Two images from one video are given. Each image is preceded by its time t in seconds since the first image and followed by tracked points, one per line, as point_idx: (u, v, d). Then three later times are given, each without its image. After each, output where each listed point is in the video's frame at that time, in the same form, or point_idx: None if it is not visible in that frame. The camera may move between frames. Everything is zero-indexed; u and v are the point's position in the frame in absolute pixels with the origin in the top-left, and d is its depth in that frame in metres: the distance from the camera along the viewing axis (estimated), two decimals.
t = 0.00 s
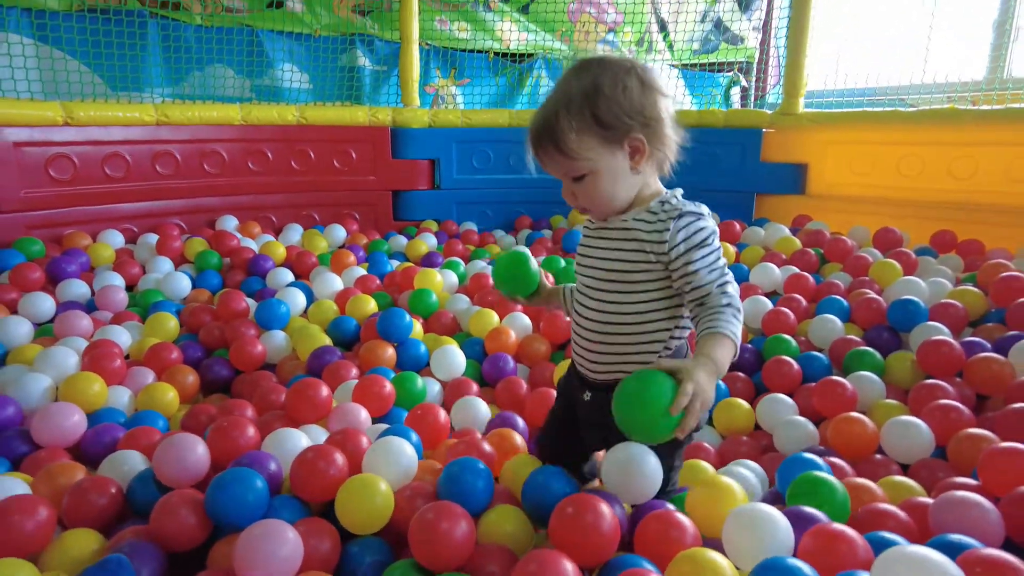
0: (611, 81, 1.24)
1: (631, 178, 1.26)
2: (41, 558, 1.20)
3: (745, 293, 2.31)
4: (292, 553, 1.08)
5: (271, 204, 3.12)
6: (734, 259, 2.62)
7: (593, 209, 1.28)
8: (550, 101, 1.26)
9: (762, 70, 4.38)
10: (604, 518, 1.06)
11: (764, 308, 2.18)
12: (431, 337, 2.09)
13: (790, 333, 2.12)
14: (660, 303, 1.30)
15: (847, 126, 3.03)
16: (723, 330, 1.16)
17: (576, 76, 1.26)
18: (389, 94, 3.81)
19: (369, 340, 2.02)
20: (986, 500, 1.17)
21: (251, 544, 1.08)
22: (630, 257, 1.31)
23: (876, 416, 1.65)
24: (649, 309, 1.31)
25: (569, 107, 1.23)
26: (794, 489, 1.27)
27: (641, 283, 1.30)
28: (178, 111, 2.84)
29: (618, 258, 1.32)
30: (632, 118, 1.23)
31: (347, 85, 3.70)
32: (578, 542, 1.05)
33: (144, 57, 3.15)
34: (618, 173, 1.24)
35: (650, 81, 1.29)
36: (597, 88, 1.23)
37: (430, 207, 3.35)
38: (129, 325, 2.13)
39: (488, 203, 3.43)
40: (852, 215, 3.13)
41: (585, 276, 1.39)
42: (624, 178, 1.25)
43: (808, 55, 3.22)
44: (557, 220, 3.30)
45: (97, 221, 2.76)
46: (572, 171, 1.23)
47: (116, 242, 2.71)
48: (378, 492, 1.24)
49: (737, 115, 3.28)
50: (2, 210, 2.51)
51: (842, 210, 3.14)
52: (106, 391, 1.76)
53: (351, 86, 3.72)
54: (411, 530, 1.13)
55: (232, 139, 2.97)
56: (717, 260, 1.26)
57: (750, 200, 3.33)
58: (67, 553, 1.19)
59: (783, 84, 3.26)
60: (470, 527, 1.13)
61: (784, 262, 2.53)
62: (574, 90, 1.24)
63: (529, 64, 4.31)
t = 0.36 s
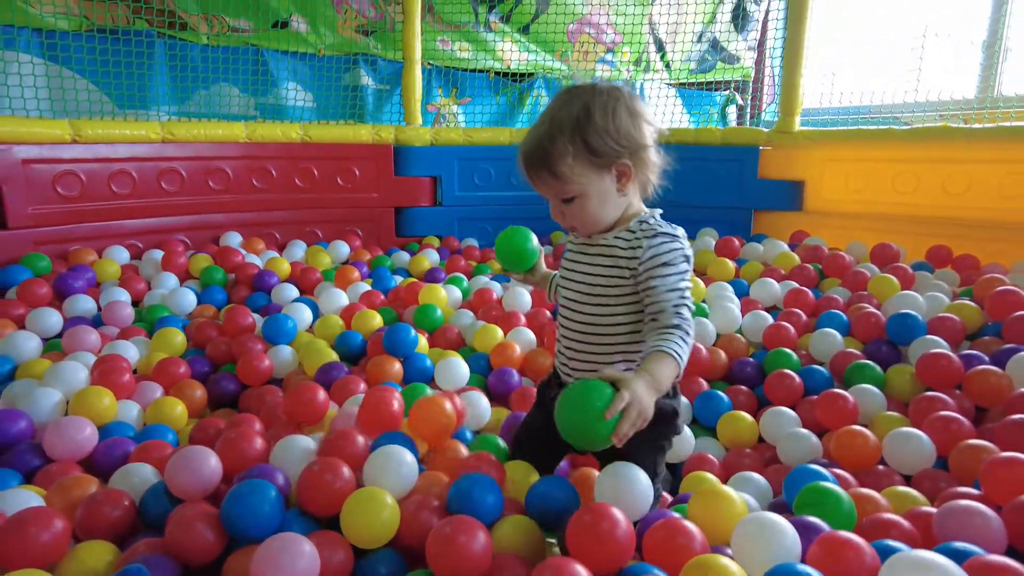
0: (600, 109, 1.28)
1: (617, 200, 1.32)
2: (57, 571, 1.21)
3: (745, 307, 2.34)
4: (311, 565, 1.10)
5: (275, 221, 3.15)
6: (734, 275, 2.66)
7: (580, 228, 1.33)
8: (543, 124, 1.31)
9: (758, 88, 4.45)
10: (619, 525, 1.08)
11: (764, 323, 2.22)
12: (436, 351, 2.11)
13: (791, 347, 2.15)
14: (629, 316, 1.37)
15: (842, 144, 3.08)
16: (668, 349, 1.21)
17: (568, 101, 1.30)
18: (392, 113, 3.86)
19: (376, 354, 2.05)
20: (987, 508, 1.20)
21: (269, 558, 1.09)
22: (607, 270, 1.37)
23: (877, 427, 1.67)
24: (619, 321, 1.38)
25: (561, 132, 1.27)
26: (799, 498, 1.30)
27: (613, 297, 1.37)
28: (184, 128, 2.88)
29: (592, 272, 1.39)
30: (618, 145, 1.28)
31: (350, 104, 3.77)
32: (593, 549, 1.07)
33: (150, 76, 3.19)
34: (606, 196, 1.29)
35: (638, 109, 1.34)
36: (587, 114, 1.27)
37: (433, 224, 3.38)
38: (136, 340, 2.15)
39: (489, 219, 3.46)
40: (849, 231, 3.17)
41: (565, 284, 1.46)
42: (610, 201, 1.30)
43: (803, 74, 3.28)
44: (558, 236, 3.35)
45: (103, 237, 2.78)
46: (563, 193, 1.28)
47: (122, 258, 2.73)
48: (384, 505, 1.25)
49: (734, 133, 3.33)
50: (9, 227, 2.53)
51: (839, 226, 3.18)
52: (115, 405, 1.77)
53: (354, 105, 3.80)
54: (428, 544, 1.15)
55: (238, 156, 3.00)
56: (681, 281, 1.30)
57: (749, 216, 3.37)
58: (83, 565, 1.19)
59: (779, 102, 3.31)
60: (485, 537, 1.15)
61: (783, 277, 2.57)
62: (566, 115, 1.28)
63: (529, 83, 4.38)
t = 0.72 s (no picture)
0: (573, 192, 1.23)
1: (574, 285, 1.25)
2: None
3: (754, 321, 2.36)
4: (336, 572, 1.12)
5: (287, 235, 3.18)
6: (742, 288, 2.68)
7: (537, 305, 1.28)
8: (513, 193, 1.26)
9: (762, 103, 4.50)
10: (646, 543, 1.09)
11: (774, 336, 2.24)
12: (449, 363, 2.13)
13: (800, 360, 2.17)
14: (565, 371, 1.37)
15: (848, 159, 3.11)
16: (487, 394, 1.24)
17: (542, 179, 1.25)
18: (401, 128, 3.91)
19: (389, 367, 2.07)
20: (1003, 518, 1.21)
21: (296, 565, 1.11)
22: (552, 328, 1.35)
23: (888, 439, 1.69)
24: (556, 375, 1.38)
25: (525, 210, 1.22)
26: (812, 509, 1.32)
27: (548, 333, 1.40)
28: (197, 143, 2.91)
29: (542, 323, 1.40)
30: (585, 231, 1.23)
31: (359, 119, 3.82)
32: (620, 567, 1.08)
33: (163, 93, 3.24)
34: (562, 281, 1.23)
35: (605, 197, 1.28)
36: (558, 195, 1.22)
37: (441, 238, 3.41)
38: (151, 352, 2.17)
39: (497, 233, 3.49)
40: (855, 245, 3.19)
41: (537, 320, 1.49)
42: (567, 285, 1.24)
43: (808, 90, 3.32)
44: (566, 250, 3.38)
45: (117, 251, 2.81)
46: (521, 270, 1.23)
47: (135, 272, 2.76)
48: (404, 513, 1.26)
49: (741, 148, 3.37)
50: (26, 240, 2.56)
51: (845, 240, 3.21)
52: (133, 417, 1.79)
53: (363, 120, 3.85)
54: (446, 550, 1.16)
55: (251, 171, 3.04)
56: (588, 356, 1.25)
57: (755, 230, 3.40)
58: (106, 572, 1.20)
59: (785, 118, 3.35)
60: (502, 542, 1.16)
61: (792, 291, 2.59)
62: (536, 195, 1.23)
63: (535, 99, 4.43)
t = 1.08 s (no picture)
0: (550, 342, 1.28)
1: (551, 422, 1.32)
2: None
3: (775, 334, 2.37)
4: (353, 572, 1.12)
5: (310, 247, 3.22)
6: (762, 302, 2.69)
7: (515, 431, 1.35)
8: (495, 342, 1.31)
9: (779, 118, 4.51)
10: (641, 557, 1.09)
11: (795, 349, 2.24)
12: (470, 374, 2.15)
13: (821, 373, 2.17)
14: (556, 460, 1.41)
15: (868, 172, 3.11)
16: (474, 509, 1.26)
17: (525, 324, 1.30)
18: (422, 143, 3.96)
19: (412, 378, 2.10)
20: None
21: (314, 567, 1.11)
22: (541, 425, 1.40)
23: (913, 452, 1.68)
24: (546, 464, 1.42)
25: (508, 354, 1.27)
26: (836, 520, 1.32)
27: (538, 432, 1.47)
28: (223, 157, 2.97)
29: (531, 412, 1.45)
30: (563, 383, 1.28)
31: (381, 134, 3.88)
32: None
33: (191, 108, 3.32)
34: (539, 418, 1.30)
35: (587, 344, 1.33)
36: (538, 350, 1.27)
37: (461, 250, 3.44)
38: (179, 362, 2.21)
39: (516, 246, 3.52)
40: (876, 259, 3.18)
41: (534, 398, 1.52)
42: (544, 421, 1.31)
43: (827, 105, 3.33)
44: (585, 263, 3.40)
45: (146, 262, 2.87)
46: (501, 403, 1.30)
47: (162, 283, 2.81)
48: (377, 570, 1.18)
49: (759, 162, 3.38)
50: (58, 251, 2.61)
51: (865, 254, 3.20)
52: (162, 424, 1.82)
53: (385, 135, 3.90)
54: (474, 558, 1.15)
55: (275, 185, 3.09)
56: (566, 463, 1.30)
57: (774, 243, 3.40)
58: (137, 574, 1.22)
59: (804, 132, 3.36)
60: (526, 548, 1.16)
61: (812, 304, 2.59)
62: (520, 337, 1.28)
63: (554, 114, 4.48)
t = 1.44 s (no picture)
0: (612, 324, 1.32)
1: (615, 403, 1.34)
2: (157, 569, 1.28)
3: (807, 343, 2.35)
4: None
5: (342, 254, 3.27)
6: (794, 310, 2.67)
7: (576, 419, 1.36)
8: (559, 323, 1.33)
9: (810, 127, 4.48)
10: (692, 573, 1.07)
11: (828, 358, 2.23)
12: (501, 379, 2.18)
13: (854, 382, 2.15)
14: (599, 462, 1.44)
15: (901, 181, 3.09)
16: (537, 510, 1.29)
17: (584, 308, 1.33)
18: (452, 152, 4.01)
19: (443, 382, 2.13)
20: None
21: None
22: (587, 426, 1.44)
23: (952, 463, 1.67)
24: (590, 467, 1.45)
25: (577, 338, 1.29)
26: (874, 529, 1.32)
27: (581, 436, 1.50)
28: (260, 165, 3.04)
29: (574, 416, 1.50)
30: (626, 360, 1.31)
31: (412, 143, 3.93)
32: None
33: (228, 117, 3.40)
34: (605, 402, 1.32)
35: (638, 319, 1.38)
36: (601, 333, 1.30)
37: (490, 257, 3.47)
38: (216, 364, 2.26)
39: (545, 254, 3.54)
40: (910, 268, 3.15)
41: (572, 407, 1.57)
42: (609, 405, 1.33)
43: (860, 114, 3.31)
44: (613, 271, 3.41)
45: (184, 267, 2.94)
46: (569, 390, 1.31)
47: (199, 287, 2.87)
48: None
49: (790, 170, 3.37)
50: (101, 256, 2.70)
51: (899, 263, 3.17)
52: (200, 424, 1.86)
53: (416, 144, 3.96)
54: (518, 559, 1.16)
55: (309, 193, 3.15)
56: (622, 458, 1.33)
57: (806, 252, 3.38)
58: (178, 567, 1.26)
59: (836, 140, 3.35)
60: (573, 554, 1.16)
61: (845, 313, 2.57)
62: (584, 323, 1.31)
63: (583, 123, 4.51)
